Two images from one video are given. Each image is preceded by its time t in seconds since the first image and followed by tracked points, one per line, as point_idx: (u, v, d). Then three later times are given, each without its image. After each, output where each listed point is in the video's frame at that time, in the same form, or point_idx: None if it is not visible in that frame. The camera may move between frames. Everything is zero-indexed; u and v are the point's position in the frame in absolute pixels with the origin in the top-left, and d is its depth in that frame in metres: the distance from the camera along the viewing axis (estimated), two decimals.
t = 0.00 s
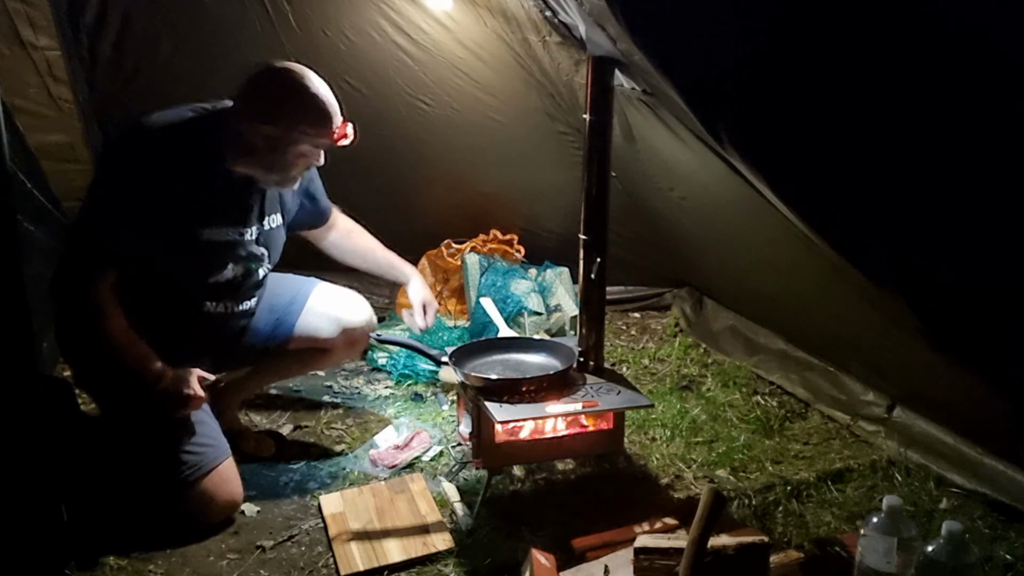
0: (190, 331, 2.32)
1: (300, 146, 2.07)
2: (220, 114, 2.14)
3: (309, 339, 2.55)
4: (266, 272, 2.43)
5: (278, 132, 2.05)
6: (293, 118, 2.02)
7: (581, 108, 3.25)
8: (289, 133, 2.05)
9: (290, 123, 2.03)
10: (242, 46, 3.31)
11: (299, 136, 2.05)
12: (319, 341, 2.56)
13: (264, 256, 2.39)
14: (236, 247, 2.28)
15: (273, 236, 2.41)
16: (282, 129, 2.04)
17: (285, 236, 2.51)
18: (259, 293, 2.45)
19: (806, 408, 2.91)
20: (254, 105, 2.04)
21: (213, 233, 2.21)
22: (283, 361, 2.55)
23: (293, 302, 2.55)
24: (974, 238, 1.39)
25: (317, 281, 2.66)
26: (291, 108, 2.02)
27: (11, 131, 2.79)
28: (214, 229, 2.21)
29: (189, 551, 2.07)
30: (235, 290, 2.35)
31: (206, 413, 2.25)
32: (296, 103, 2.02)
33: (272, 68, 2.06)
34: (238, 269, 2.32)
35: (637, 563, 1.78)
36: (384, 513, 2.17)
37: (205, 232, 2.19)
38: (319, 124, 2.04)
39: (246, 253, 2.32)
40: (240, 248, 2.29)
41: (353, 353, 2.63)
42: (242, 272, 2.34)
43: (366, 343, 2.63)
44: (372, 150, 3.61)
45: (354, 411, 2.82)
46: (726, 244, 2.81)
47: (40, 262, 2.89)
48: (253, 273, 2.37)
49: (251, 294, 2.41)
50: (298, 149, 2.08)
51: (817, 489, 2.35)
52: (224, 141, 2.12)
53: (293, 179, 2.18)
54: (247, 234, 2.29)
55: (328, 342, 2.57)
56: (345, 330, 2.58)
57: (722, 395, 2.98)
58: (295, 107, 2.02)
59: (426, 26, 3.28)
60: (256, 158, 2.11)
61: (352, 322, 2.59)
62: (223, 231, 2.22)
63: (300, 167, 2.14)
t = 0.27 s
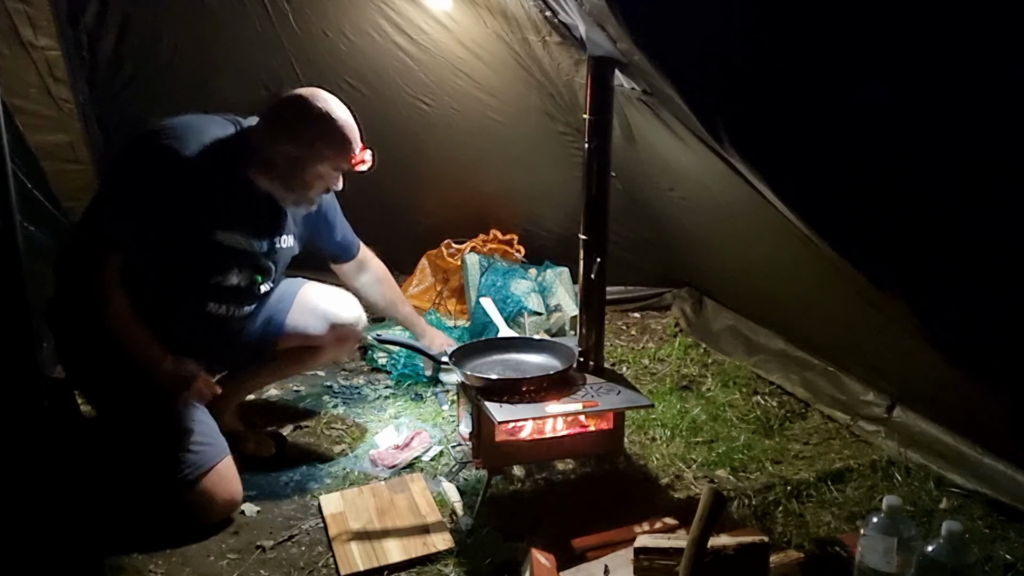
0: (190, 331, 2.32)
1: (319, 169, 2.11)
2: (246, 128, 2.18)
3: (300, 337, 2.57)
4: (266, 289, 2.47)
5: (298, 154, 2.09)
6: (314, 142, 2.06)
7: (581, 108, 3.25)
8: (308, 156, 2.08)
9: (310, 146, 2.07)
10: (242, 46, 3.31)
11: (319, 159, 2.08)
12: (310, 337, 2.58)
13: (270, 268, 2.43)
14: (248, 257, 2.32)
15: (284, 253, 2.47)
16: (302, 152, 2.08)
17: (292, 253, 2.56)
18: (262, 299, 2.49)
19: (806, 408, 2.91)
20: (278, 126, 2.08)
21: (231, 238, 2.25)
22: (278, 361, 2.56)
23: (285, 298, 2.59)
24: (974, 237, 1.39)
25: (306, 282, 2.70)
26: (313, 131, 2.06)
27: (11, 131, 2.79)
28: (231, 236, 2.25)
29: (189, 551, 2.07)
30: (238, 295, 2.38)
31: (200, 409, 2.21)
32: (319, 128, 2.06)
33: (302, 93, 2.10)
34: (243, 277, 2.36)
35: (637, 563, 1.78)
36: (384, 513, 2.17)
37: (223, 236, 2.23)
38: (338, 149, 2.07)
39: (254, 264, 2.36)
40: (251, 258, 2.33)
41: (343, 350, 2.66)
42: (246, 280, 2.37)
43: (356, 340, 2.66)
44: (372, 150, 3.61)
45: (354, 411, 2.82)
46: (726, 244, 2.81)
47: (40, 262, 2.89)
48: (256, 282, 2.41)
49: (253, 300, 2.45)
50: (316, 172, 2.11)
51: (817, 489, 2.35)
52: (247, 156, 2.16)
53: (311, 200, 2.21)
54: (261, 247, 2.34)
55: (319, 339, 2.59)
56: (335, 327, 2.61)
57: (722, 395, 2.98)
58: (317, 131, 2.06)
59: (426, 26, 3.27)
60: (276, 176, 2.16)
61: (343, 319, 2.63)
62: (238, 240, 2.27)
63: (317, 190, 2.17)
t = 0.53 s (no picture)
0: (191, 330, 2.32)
1: (325, 182, 2.13)
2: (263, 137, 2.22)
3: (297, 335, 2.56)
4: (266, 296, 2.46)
5: (307, 166, 2.11)
6: (323, 155, 2.09)
7: (581, 109, 3.23)
8: (317, 168, 2.11)
9: (319, 159, 2.09)
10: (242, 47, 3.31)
11: (326, 171, 2.11)
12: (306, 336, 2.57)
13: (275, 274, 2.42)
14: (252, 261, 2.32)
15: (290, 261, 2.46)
16: (311, 163, 2.10)
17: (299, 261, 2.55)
18: (264, 301, 2.48)
19: (806, 408, 2.91)
20: (291, 138, 2.11)
21: (235, 241, 2.25)
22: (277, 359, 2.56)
23: (283, 295, 2.59)
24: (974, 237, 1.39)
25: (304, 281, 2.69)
26: (324, 144, 2.08)
27: (11, 131, 2.79)
28: (236, 238, 2.24)
29: (190, 551, 2.07)
30: (241, 298, 2.37)
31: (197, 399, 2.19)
32: (330, 142, 2.08)
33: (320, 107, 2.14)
34: (247, 281, 2.35)
35: (637, 563, 1.78)
36: (384, 513, 2.17)
37: (229, 237, 2.23)
38: (347, 163, 2.10)
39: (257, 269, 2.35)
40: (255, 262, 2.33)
41: (340, 349, 2.66)
42: (250, 284, 2.36)
43: (352, 339, 2.66)
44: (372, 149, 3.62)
45: (354, 411, 2.82)
46: (726, 245, 2.81)
47: (39, 262, 2.89)
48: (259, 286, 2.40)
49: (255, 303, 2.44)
50: (324, 185, 2.13)
51: (817, 489, 2.35)
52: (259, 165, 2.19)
53: (317, 211, 2.23)
54: (264, 254, 2.33)
55: (316, 338, 2.59)
56: (332, 326, 2.61)
57: (722, 395, 2.98)
58: (329, 145, 2.08)
59: (426, 26, 3.23)
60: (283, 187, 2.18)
61: (340, 318, 2.63)
62: (242, 243, 2.26)
63: (324, 203, 2.19)
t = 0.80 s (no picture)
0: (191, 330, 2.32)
1: (320, 172, 2.11)
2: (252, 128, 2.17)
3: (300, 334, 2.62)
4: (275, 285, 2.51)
5: (299, 158, 2.08)
6: (315, 147, 2.06)
7: (581, 108, 3.23)
8: (309, 160, 2.08)
9: (312, 151, 2.06)
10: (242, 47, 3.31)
11: (320, 163, 2.08)
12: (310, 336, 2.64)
13: (275, 268, 2.44)
14: (253, 259, 2.33)
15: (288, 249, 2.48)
16: (304, 155, 2.07)
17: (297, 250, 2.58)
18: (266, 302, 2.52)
19: (806, 408, 2.91)
20: (281, 130, 2.07)
21: (236, 242, 2.24)
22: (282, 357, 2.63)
23: (287, 293, 2.62)
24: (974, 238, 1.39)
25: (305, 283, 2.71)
26: (315, 136, 2.05)
27: (12, 131, 2.79)
28: (236, 239, 2.24)
29: (190, 551, 2.07)
30: (244, 297, 2.40)
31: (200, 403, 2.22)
32: (321, 134, 2.05)
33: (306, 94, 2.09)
34: (252, 279, 2.39)
35: (637, 563, 1.78)
36: (384, 513, 2.17)
37: (230, 240, 2.23)
38: (341, 153, 2.07)
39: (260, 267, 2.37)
40: (256, 260, 2.34)
41: (343, 349, 2.73)
42: (253, 282, 2.40)
43: (355, 340, 2.73)
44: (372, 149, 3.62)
45: (354, 411, 2.82)
46: (726, 245, 2.81)
47: (40, 262, 2.89)
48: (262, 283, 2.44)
49: (258, 302, 2.48)
50: (319, 175, 2.12)
51: (817, 489, 2.35)
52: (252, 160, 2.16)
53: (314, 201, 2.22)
54: (267, 250, 2.35)
55: (319, 338, 2.65)
56: (337, 328, 2.67)
57: (722, 395, 2.98)
58: (320, 137, 2.05)
59: (426, 26, 3.27)
60: (277, 180, 2.15)
61: (345, 320, 2.69)
62: (244, 242, 2.27)
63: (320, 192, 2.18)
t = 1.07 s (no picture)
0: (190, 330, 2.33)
1: (284, 149, 2.10)
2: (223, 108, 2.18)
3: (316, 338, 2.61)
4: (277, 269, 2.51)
5: (264, 134, 2.08)
6: (279, 121, 2.06)
7: (581, 109, 3.24)
8: (274, 136, 2.07)
9: (277, 126, 2.06)
10: (242, 47, 3.31)
11: (284, 139, 2.08)
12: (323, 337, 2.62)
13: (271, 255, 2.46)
14: (248, 249, 2.35)
15: (280, 231, 2.49)
16: (267, 130, 2.07)
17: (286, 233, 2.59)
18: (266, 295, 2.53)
19: (806, 407, 2.91)
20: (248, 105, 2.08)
21: (230, 237, 2.25)
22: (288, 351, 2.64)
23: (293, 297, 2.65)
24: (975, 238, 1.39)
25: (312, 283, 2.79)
26: (280, 110, 2.05)
27: (12, 131, 2.79)
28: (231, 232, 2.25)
29: (190, 551, 2.07)
30: (248, 291, 2.42)
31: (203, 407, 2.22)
32: (287, 108, 2.06)
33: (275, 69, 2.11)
34: (252, 269, 2.39)
35: (637, 563, 1.78)
36: (384, 513, 2.17)
37: (223, 237, 2.23)
38: (305, 129, 2.07)
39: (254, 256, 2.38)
40: (250, 249, 2.35)
41: (353, 352, 2.70)
42: (255, 276, 2.41)
43: (363, 342, 2.70)
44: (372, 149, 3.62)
45: (354, 410, 2.83)
46: (726, 244, 2.81)
47: (40, 262, 2.89)
48: (264, 274, 2.45)
49: (259, 295, 2.48)
50: (284, 153, 2.11)
51: (817, 489, 2.35)
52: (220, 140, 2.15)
53: (283, 184, 2.21)
54: (255, 234, 2.35)
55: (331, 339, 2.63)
56: (345, 330, 2.64)
57: (722, 395, 2.98)
58: (286, 111, 2.06)
59: (426, 27, 3.24)
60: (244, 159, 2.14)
61: (352, 322, 2.67)
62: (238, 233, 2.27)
63: (288, 172, 2.17)
